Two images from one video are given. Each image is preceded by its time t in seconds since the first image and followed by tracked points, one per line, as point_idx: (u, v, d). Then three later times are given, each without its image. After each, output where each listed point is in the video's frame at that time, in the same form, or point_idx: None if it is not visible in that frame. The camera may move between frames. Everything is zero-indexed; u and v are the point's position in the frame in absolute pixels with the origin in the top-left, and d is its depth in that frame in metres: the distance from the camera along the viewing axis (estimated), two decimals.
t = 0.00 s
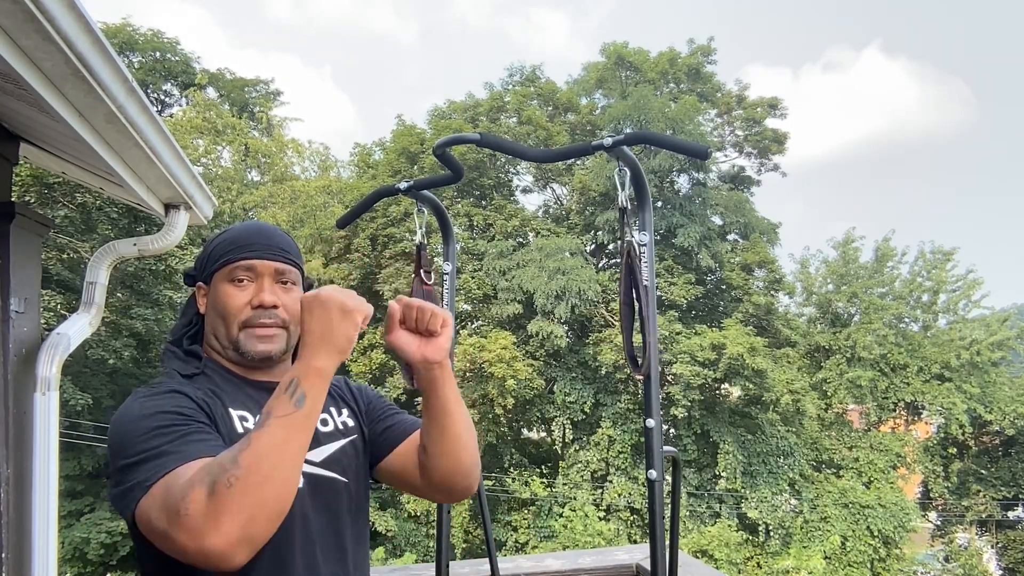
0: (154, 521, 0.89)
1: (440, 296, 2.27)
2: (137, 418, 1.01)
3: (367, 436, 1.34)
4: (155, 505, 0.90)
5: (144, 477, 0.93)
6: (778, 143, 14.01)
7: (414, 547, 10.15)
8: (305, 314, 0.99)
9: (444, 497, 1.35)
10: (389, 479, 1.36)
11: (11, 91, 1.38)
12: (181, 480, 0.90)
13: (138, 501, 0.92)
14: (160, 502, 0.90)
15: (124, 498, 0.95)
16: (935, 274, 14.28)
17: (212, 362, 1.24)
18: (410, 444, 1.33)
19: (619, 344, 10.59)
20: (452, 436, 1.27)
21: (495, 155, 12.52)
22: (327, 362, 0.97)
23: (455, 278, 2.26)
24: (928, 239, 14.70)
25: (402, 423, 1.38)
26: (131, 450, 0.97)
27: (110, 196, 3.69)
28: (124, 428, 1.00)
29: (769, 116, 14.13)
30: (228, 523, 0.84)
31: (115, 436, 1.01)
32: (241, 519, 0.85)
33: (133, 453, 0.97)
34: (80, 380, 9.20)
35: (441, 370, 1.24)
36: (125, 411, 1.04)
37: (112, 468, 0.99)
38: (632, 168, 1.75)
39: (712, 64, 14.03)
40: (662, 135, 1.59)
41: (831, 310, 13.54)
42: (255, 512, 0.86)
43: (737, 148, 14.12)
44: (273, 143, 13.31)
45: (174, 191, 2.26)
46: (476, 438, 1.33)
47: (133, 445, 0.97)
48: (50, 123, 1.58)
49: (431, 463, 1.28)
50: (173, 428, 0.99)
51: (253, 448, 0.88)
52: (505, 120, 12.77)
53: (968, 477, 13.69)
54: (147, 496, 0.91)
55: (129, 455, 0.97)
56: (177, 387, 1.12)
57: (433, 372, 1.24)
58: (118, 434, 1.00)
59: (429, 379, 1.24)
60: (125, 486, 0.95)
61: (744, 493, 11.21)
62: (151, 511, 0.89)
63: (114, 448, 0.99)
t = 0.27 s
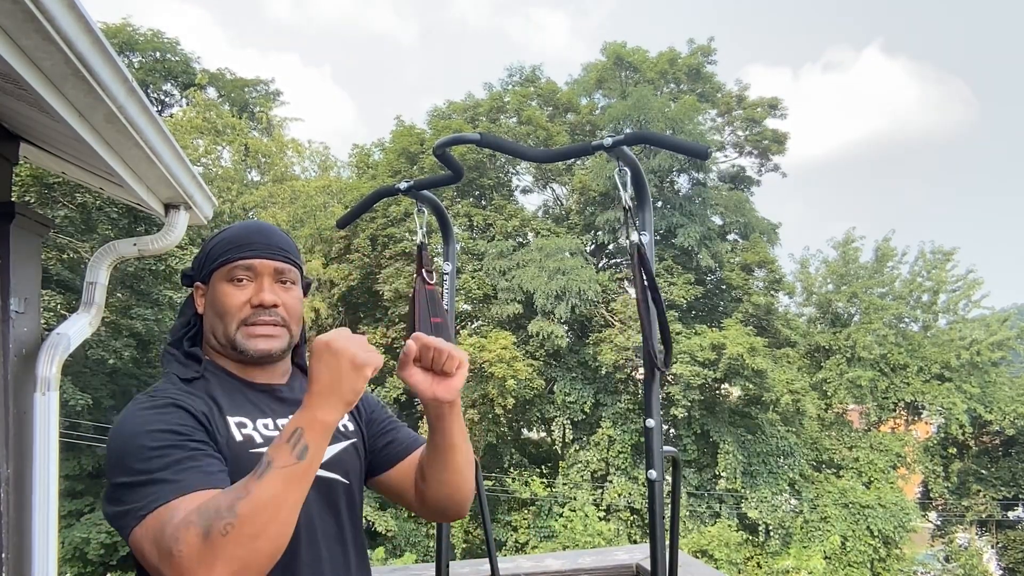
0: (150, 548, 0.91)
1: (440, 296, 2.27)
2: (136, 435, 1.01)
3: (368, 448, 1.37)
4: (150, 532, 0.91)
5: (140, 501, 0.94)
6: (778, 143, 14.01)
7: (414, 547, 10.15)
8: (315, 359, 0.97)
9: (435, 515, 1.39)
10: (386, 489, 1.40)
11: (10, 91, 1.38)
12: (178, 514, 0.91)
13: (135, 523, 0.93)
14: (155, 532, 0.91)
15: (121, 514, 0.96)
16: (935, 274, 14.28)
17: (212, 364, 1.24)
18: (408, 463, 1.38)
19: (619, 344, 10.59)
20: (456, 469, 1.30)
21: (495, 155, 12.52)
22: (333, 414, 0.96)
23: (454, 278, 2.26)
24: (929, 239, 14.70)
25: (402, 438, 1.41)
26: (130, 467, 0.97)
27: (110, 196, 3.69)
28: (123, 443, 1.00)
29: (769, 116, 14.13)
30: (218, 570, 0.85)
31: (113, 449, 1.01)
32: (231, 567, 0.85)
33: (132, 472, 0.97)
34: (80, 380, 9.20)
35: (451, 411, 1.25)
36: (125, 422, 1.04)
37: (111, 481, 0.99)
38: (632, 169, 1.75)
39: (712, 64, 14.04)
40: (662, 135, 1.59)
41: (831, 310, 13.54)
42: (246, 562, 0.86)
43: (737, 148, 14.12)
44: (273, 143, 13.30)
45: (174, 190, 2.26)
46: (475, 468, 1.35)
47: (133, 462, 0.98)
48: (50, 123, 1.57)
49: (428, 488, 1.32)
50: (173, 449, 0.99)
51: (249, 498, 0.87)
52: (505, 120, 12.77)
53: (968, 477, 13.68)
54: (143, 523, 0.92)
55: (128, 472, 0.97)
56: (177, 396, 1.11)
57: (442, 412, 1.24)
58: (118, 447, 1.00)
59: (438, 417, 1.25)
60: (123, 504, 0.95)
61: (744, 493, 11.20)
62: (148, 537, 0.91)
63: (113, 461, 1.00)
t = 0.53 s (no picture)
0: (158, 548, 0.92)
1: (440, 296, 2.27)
2: (144, 436, 1.00)
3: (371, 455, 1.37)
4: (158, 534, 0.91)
5: (148, 506, 0.94)
6: (778, 143, 14.01)
7: (414, 547, 10.16)
8: (326, 362, 0.96)
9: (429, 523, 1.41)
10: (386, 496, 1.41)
11: (10, 91, 1.38)
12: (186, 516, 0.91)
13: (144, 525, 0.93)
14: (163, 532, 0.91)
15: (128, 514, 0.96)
16: (935, 274, 14.28)
17: (216, 363, 1.23)
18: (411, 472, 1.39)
19: (619, 344, 10.59)
20: (458, 488, 1.31)
21: (495, 155, 12.53)
22: (342, 418, 0.96)
23: (454, 278, 2.26)
24: (929, 239, 14.70)
25: (404, 448, 1.41)
26: (138, 466, 0.97)
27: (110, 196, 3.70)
28: (131, 441, 1.00)
29: (769, 116, 14.14)
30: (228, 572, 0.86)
31: (120, 448, 1.01)
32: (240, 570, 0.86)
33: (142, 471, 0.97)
34: (80, 380, 9.21)
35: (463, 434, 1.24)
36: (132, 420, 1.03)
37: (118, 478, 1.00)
38: (632, 168, 1.75)
39: (712, 64, 14.04)
40: (663, 135, 1.59)
41: (831, 310, 13.54)
42: (257, 565, 0.86)
43: (737, 148, 14.11)
44: (273, 143, 13.28)
45: (174, 191, 2.26)
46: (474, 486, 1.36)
47: (141, 461, 0.97)
48: (50, 124, 1.58)
49: (429, 502, 1.34)
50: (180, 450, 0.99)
51: (259, 505, 0.87)
52: (505, 121, 12.78)
53: (968, 477, 13.68)
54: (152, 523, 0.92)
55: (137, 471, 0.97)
56: (183, 396, 1.10)
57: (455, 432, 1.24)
58: (126, 445, 1.00)
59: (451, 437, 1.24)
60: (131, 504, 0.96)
61: (744, 493, 11.21)
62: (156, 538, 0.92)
63: (120, 460, 0.99)
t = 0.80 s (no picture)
0: None
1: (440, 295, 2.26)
2: (149, 455, 0.96)
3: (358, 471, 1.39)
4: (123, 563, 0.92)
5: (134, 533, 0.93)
6: (778, 143, 14.01)
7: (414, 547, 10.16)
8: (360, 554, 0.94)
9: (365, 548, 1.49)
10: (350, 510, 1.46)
11: (11, 91, 1.38)
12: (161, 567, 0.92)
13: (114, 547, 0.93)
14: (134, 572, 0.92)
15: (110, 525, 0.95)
16: (935, 274, 14.27)
17: (241, 363, 1.21)
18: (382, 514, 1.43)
19: (619, 344, 10.58)
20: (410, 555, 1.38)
21: (494, 155, 12.54)
22: None
23: (454, 277, 2.26)
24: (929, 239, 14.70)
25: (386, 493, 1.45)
26: (132, 490, 0.95)
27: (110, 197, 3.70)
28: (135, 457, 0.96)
29: (769, 116, 14.14)
30: None
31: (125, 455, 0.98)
32: None
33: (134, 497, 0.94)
34: (80, 380, 9.21)
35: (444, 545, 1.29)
36: (145, 430, 1.00)
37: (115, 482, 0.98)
38: (632, 168, 1.75)
39: (712, 64, 14.04)
40: (663, 136, 1.59)
41: (831, 310, 13.54)
42: None
43: (737, 147, 14.11)
44: (273, 143, 13.24)
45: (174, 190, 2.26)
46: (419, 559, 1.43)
47: (137, 486, 0.95)
48: (50, 124, 1.58)
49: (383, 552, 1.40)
50: (185, 486, 0.96)
51: None
52: (505, 121, 12.79)
53: (968, 477, 13.68)
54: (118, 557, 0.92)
55: (131, 491, 0.95)
56: (207, 406, 1.06)
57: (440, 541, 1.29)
58: (130, 456, 0.97)
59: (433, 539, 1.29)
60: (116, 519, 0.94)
61: (744, 492, 11.21)
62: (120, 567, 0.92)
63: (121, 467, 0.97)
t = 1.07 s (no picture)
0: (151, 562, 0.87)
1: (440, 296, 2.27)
2: (212, 432, 0.90)
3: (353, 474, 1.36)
4: (162, 542, 0.86)
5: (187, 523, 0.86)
6: (778, 143, 14.01)
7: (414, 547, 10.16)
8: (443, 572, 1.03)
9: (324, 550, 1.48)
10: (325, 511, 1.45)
11: (11, 91, 1.38)
12: (199, 553, 0.86)
13: (159, 519, 0.87)
14: (173, 555, 0.85)
15: (153, 501, 0.89)
16: (935, 274, 14.26)
17: (298, 364, 1.11)
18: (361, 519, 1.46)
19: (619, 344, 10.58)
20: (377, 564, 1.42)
21: (494, 155, 12.55)
22: None
23: (455, 277, 2.25)
24: (929, 239, 14.70)
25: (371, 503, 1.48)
26: (186, 469, 0.88)
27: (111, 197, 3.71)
28: (196, 434, 0.90)
29: (769, 116, 14.14)
30: None
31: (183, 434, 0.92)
32: None
33: (187, 479, 0.88)
34: (80, 380, 9.21)
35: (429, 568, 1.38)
36: (208, 407, 0.94)
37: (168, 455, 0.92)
38: (632, 169, 1.75)
39: (712, 64, 14.04)
40: (663, 135, 1.59)
41: (831, 311, 13.55)
42: None
43: (737, 148, 14.12)
44: (274, 143, 13.19)
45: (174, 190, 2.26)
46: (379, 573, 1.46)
47: (189, 466, 0.88)
48: (50, 124, 1.58)
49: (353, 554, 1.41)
50: (243, 475, 0.89)
51: None
52: (505, 121, 12.79)
53: (968, 477, 13.67)
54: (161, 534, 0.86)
55: (186, 467, 0.88)
56: (260, 396, 0.97)
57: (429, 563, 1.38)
58: (190, 433, 0.91)
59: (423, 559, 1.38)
60: (164, 493, 0.88)
61: (744, 493, 11.23)
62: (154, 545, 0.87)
63: (179, 442, 0.91)
